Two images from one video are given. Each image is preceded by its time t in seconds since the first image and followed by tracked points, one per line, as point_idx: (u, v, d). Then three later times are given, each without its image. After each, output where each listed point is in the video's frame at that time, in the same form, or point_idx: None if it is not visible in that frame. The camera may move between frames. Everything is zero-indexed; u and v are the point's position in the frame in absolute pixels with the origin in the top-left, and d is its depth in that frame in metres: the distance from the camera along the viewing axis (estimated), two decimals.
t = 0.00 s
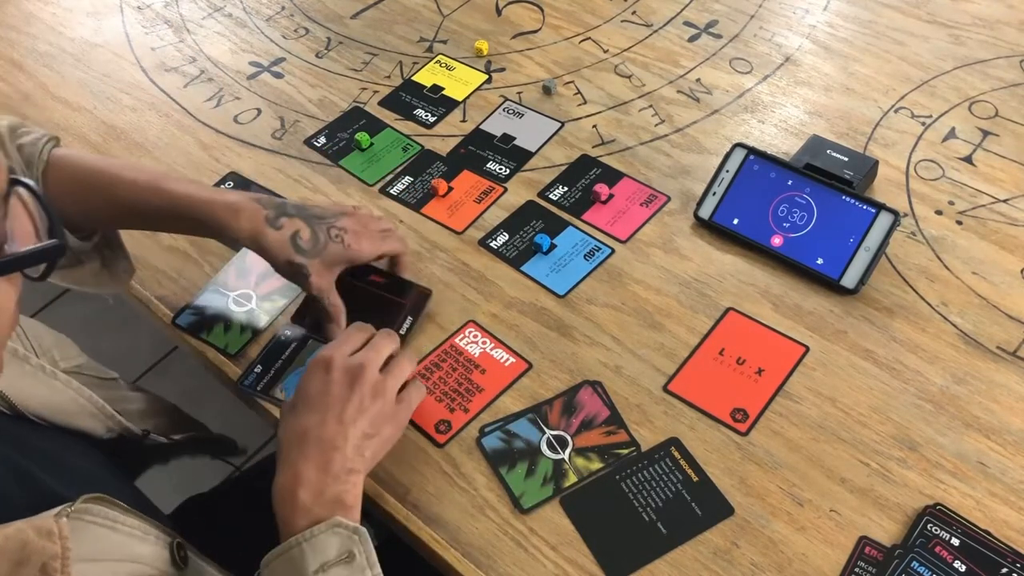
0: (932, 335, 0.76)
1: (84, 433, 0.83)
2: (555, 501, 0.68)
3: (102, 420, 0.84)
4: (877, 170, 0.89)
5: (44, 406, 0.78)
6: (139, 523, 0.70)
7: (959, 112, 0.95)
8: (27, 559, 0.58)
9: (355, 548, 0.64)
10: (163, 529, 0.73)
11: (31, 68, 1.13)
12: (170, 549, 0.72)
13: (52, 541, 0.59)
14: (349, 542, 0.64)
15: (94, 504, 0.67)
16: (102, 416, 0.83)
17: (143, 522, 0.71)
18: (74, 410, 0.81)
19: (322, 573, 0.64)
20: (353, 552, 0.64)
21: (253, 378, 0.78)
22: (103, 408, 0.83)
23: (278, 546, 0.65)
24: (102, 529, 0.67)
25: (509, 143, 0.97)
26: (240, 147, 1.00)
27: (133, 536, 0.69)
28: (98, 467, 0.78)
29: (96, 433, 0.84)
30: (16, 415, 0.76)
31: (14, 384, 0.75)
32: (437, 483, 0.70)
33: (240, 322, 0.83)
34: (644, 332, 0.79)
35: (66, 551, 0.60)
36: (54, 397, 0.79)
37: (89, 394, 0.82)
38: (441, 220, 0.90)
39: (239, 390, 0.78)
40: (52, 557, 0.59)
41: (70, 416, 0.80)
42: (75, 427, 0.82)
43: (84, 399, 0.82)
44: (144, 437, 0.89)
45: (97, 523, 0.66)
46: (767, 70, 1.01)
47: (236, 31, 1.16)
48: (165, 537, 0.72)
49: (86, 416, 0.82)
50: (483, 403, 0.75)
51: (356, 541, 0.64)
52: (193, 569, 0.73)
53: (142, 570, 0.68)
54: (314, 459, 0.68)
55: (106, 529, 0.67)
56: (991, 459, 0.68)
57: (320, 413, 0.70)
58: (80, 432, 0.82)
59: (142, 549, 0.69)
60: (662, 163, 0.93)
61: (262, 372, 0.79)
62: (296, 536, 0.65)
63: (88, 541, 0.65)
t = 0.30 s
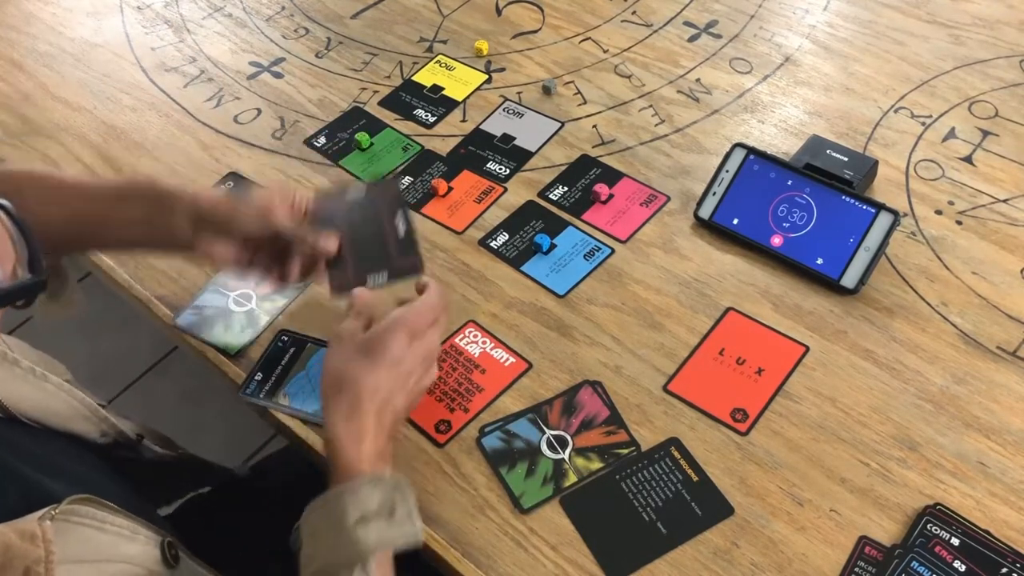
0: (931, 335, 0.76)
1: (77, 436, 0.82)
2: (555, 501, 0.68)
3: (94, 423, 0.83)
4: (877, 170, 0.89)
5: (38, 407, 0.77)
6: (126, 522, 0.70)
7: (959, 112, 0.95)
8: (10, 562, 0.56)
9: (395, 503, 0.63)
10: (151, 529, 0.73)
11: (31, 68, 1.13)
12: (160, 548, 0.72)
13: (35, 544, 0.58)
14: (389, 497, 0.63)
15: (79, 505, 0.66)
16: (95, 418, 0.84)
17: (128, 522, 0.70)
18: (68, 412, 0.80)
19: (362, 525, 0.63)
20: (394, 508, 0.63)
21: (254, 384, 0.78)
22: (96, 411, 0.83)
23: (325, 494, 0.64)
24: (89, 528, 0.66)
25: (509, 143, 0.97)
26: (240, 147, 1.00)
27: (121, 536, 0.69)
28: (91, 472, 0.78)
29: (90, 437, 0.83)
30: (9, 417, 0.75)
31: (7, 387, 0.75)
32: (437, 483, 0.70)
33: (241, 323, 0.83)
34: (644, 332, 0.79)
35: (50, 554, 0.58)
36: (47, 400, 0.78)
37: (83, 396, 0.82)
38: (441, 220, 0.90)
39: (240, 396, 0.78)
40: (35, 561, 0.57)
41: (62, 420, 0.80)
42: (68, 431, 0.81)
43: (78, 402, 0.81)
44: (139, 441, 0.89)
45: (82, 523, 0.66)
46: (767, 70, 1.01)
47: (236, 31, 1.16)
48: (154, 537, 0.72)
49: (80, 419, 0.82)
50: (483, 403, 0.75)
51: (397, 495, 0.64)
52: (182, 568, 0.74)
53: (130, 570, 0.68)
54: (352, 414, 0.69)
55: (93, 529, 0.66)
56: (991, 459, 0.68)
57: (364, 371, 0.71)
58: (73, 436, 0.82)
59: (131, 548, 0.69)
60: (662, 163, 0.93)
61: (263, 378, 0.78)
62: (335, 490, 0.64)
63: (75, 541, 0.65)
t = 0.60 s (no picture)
0: (931, 335, 0.76)
1: (76, 432, 0.81)
2: (555, 501, 0.68)
3: (93, 419, 0.82)
4: (877, 170, 0.89)
5: (34, 404, 0.76)
6: (115, 502, 0.71)
7: (959, 112, 0.95)
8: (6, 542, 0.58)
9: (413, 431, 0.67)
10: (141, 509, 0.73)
11: (31, 68, 1.13)
12: (153, 527, 0.73)
13: (29, 525, 0.59)
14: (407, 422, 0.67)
15: (65, 487, 0.66)
16: (93, 413, 0.82)
17: (120, 501, 0.71)
18: (65, 409, 0.79)
19: (381, 447, 0.66)
20: (413, 434, 0.67)
21: (254, 385, 0.78)
22: (94, 406, 0.81)
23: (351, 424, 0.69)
24: (77, 510, 0.67)
25: (509, 143, 0.97)
26: (240, 147, 1.00)
27: (112, 516, 0.69)
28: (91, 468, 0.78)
29: (88, 433, 0.82)
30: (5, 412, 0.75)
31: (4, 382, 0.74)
32: (437, 482, 0.70)
33: (241, 323, 0.83)
34: (644, 332, 0.79)
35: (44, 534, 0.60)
36: (42, 396, 0.77)
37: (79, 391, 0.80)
38: (441, 220, 0.90)
39: (239, 396, 0.78)
40: (29, 541, 0.58)
41: (60, 415, 0.79)
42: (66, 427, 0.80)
43: (76, 397, 0.80)
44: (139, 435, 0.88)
45: (74, 504, 0.67)
46: (767, 70, 1.01)
47: (236, 31, 1.16)
48: (144, 516, 0.73)
49: (77, 415, 0.80)
50: (483, 403, 0.75)
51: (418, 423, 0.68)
52: (175, 546, 0.74)
53: (124, 548, 0.69)
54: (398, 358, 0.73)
55: (81, 510, 0.67)
56: (991, 459, 0.68)
57: (408, 323, 0.76)
58: (71, 432, 0.80)
59: (124, 527, 0.70)
60: (662, 163, 0.93)
61: (262, 379, 0.79)
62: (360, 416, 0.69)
63: (64, 524, 0.66)
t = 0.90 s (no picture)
0: (931, 335, 0.76)
1: (93, 437, 0.82)
2: (555, 501, 0.68)
3: (108, 423, 0.83)
4: (877, 170, 0.89)
5: (52, 405, 0.78)
6: (134, 523, 0.70)
7: (959, 112, 0.95)
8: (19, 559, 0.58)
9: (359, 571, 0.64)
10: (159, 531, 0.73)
11: (31, 68, 1.13)
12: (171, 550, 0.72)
13: (45, 543, 0.60)
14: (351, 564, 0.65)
15: (89, 505, 0.67)
16: (109, 418, 0.83)
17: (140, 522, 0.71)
18: (82, 412, 0.80)
19: None
20: None
21: (253, 385, 0.78)
22: (110, 412, 0.83)
23: None
24: (97, 529, 0.67)
25: (509, 143, 0.97)
26: (240, 147, 1.00)
27: (128, 537, 0.69)
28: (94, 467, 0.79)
29: (104, 438, 0.83)
30: (23, 413, 0.78)
31: (24, 383, 0.77)
32: (437, 483, 0.70)
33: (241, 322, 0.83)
34: (644, 332, 0.79)
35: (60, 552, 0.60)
36: (59, 398, 0.79)
37: (97, 396, 0.81)
38: (441, 220, 0.90)
39: (238, 395, 0.78)
40: (43, 560, 0.59)
41: (77, 418, 0.80)
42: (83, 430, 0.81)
43: (92, 400, 0.81)
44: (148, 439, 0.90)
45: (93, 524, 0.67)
46: (767, 70, 1.01)
47: (236, 31, 1.16)
48: (161, 539, 0.72)
49: (93, 418, 0.81)
50: (483, 403, 0.75)
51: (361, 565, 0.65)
52: (186, 571, 0.73)
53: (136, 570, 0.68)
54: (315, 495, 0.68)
55: (101, 528, 0.67)
56: (991, 459, 0.68)
57: (311, 454, 0.70)
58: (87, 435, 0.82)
59: (141, 550, 0.70)
60: (662, 163, 0.93)
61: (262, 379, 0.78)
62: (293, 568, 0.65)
63: (83, 542, 0.66)
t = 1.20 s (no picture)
0: (931, 335, 0.76)
1: (91, 433, 0.83)
2: (555, 501, 0.68)
3: (106, 419, 0.84)
4: (877, 170, 0.89)
5: (52, 402, 0.79)
6: (138, 520, 0.70)
7: (959, 112, 0.95)
8: (26, 553, 0.59)
9: None
10: (161, 529, 0.73)
11: (31, 68, 1.13)
12: (170, 548, 0.72)
13: (52, 535, 0.60)
14: None
15: (94, 501, 0.68)
16: (108, 415, 0.84)
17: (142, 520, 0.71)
18: (81, 408, 0.81)
19: None
20: None
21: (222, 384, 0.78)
22: (109, 408, 0.84)
23: None
24: (100, 525, 0.67)
25: (509, 143, 0.97)
26: (240, 146, 1.00)
27: (131, 534, 0.69)
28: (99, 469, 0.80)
29: (103, 434, 0.84)
30: (23, 409, 0.78)
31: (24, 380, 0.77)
32: (437, 483, 0.70)
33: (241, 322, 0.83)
34: (644, 332, 0.79)
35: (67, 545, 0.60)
36: (60, 395, 0.79)
37: (94, 393, 0.83)
38: (441, 220, 0.90)
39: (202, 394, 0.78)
40: (52, 552, 0.59)
41: (77, 415, 0.81)
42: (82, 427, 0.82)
43: (91, 397, 0.82)
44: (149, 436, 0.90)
45: (94, 518, 0.67)
46: (767, 70, 1.01)
47: (236, 31, 1.16)
48: (164, 537, 0.72)
49: (93, 415, 0.83)
50: (483, 403, 0.75)
51: None
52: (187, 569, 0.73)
53: (138, 568, 0.69)
54: (296, 527, 0.69)
55: (104, 524, 0.68)
56: (991, 459, 0.68)
57: (284, 483, 0.70)
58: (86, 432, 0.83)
59: (141, 547, 0.69)
60: (662, 163, 0.93)
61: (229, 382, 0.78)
62: None
63: (87, 537, 0.66)
